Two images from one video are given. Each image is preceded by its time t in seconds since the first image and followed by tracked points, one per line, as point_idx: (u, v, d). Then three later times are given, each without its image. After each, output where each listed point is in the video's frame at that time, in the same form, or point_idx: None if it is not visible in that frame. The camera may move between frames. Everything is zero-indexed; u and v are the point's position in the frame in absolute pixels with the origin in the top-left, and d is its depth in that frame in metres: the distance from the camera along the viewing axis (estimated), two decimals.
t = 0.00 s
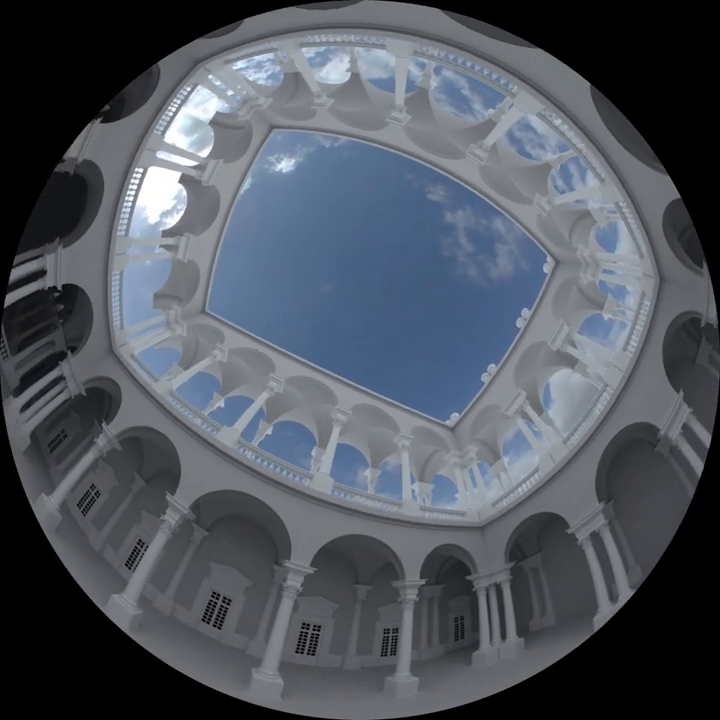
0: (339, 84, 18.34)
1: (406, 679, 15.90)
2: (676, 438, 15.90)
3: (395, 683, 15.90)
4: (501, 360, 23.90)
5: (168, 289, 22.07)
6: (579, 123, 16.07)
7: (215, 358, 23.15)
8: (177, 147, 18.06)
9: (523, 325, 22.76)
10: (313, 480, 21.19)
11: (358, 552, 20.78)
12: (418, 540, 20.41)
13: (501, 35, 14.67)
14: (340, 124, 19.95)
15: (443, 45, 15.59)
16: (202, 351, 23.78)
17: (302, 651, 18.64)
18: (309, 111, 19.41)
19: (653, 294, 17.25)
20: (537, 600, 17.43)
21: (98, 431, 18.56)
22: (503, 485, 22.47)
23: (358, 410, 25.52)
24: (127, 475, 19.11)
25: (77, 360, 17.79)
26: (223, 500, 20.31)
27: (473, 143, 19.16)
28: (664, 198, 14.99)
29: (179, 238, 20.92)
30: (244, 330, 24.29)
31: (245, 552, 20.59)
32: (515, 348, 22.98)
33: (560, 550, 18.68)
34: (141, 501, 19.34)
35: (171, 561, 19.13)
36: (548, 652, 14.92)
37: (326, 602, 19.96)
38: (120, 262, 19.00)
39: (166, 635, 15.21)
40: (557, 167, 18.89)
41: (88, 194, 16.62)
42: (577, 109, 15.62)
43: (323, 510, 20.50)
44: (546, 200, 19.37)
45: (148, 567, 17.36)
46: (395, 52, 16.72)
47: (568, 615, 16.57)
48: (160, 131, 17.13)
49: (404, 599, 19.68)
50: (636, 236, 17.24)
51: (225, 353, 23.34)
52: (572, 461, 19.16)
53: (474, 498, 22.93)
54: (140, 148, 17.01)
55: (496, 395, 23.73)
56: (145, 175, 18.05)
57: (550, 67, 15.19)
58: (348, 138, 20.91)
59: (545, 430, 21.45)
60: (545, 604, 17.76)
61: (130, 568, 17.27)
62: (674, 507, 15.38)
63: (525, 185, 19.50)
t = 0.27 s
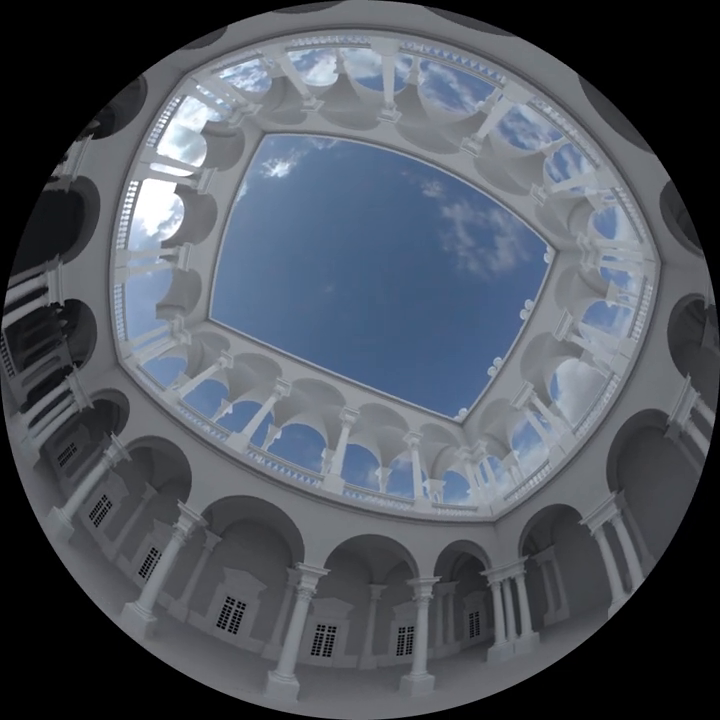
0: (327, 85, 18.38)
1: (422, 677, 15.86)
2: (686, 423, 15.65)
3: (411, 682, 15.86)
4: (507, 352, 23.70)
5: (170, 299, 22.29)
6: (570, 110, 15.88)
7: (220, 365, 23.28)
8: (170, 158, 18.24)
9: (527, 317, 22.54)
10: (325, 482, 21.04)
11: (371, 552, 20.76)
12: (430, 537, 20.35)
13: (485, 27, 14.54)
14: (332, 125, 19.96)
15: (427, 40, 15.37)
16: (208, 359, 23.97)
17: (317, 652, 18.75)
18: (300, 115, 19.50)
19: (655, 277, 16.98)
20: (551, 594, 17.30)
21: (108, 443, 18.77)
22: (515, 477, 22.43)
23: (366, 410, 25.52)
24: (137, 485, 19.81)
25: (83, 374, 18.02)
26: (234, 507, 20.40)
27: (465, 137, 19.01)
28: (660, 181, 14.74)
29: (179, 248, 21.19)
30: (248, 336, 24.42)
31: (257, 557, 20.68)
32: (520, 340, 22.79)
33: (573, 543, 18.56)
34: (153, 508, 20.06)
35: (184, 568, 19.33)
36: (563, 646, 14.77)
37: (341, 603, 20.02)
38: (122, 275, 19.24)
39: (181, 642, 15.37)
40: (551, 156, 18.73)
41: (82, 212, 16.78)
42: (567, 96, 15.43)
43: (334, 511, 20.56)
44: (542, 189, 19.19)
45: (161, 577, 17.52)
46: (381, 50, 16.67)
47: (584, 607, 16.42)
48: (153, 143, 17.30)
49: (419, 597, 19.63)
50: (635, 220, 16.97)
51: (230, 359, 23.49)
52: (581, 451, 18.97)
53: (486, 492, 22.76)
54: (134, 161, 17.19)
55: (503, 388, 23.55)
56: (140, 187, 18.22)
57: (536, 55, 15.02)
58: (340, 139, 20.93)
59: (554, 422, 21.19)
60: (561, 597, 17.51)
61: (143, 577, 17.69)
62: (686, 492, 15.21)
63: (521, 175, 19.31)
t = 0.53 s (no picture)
0: (315, 88, 18.43)
1: (438, 675, 15.79)
2: (695, 408, 15.26)
3: (428, 680, 15.80)
4: (512, 345, 23.52)
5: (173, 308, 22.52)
6: (560, 97, 15.69)
7: (226, 372, 23.42)
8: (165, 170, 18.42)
9: (531, 308, 22.42)
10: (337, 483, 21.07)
11: (385, 552, 20.72)
12: (442, 534, 20.27)
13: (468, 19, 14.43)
14: (323, 127, 19.99)
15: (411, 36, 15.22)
16: (214, 366, 24.16)
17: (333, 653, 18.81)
18: (291, 119, 19.61)
19: (656, 261, 16.70)
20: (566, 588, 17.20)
21: (118, 455, 18.96)
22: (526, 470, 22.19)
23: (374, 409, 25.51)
24: (149, 495, 20.10)
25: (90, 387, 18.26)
26: (246, 512, 20.47)
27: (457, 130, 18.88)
28: (654, 163, 14.48)
29: (179, 258, 21.40)
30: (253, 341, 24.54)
31: (271, 560, 20.77)
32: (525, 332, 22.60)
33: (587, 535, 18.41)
34: (165, 516, 20.35)
35: (199, 574, 19.53)
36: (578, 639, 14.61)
37: (356, 603, 20.05)
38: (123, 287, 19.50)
39: (197, 649, 15.50)
40: (545, 145, 18.54)
41: (80, 229, 17.25)
42: (555, 83, 15.26)
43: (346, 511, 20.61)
44: (538, 178, 19.07)
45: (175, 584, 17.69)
46: (366, 48, 16.64)
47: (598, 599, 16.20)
48: (146, 156, 17.49)
49: (433, 594, 19.57)
50: (633, 205, 16.69)
51: (236, 366, 23.64)
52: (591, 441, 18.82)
53: (498, 487, 22.56)
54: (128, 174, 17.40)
55: (510, 381, 23.38)
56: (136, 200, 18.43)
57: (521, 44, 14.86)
58: (332, 140, 20.97)
59: (563, 412, 20.96)
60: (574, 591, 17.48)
61: (158, 585, 17.94)
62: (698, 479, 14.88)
63: (516, 165, 19.20)
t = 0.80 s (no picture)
0: (303, 91, 18.56)
1: (454, 673, 15.72)
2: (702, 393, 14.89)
3: (443, 678, 15.73)
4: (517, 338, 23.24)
5: (177, 318, 22.80)
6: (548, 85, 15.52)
7: (233, 378, 23.59)
8: (161, 182, 18.64)
9: (533, 300, 22.18)
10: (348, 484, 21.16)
11: (398, 551, 20.70)
12: (455, 530, 20.20)
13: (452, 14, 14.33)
14: (315, 129, 20.06)
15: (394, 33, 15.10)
16: (220, 373, 24.39)
17: (349, 653, 18.83)
18: (282, 123, 19.79)
19: (655, 245, 16.36)
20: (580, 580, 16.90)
21: (128, 465, 19.19)
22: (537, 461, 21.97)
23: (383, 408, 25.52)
24: (161, 503, 20.27)
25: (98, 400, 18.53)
26: (259, 516, 20.61)
27: (450, 124, 18.84)
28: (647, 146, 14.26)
29: (180, 267, 21.71)
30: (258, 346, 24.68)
31: (285, 563, 20.90)
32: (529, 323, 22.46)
33: (600, 526, 18.06)
34: (178, 523, 20.56)
35: (214, 580, 19.70)
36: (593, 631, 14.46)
37: (371, 603, 20.08)
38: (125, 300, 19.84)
39: (211, 654, 15.66)
40: (538, 134, 18.33)
41: (81, 244, 17.53)
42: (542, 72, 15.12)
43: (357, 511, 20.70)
44: (533, 168, 18.96)
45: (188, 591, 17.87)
46: (352, 49, 16.61)
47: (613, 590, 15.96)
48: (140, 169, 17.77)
49: (448, 591, 19.51)
50: (629, 188, 16.46)
51: (242, 371, 23.79)
52: (600, 430, 18.77)
53: (509, 480, 22.29)
54: (124, 188, 17.67)
55: (517, 373, 23.22)
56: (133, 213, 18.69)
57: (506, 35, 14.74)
58: (324, 142, 21.05)
59: (572, 403, 20.78)
60: (589, 582, 17.06)
61: (172, 591, 18.14)
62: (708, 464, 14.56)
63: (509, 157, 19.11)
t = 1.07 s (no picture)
0: (292, 95, 18.70)
1: (470, 670, 15.60)
2: (709, 377, 14.53)
3: (459, 676, 15.61)
4: (522, 330, 23.33)
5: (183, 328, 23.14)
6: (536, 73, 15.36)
7: (240, 383, 24.05)
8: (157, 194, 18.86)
9: (536, 291, 22.43)
10: (361, 485, 22.25)
11: (411, 548, 20.74)
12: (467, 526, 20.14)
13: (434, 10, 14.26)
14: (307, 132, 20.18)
15: (378, 31, 15.12)
16: (227, 379, 24.63)
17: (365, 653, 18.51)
18: (274, 128, 19.95)
19: (654, 228, 15.98)
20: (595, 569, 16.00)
21: (139, 474, 19.24)
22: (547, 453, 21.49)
23: (391, 406, 25.62)
24: (173, 511, 19.81)
25: (106, 412, 18.78)
26: (273, 520, 20.85)
27: (440, 119, 19.22)
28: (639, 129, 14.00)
29: (181, 277, 22.06)
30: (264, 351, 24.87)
31: (298, 565, 21.14)
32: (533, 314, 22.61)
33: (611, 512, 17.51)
34: (191, 530, 20.09)
35: (227, 585, 19.79)
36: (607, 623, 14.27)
37: (386, 602, 20.16)
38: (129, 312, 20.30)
39: (227, 659, 15.78)
40: (529, 124, 18.19)
41: (82, 262, 17.88)
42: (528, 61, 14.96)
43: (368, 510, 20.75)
44: (528, 157, 18.97)
45: (201, 597, 17.91)
46: (338, 50, 16.59)
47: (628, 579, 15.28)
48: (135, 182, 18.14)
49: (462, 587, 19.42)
50: (624, 172, 16.17)
51: (249, 376, 24.12)
52: (609, 419, 18.70)
53: (520, 472, 21.86)
54: (120, 202, 17.92)
55: (523, 365, 23.14)
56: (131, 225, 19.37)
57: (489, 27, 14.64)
58: (318, 145, 21.15)
59: (579, 393, 20.70)
60: (603, 572, 15.90)
61: (186, 598, 18.24)
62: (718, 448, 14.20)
63: (502, 148, 19.18)
